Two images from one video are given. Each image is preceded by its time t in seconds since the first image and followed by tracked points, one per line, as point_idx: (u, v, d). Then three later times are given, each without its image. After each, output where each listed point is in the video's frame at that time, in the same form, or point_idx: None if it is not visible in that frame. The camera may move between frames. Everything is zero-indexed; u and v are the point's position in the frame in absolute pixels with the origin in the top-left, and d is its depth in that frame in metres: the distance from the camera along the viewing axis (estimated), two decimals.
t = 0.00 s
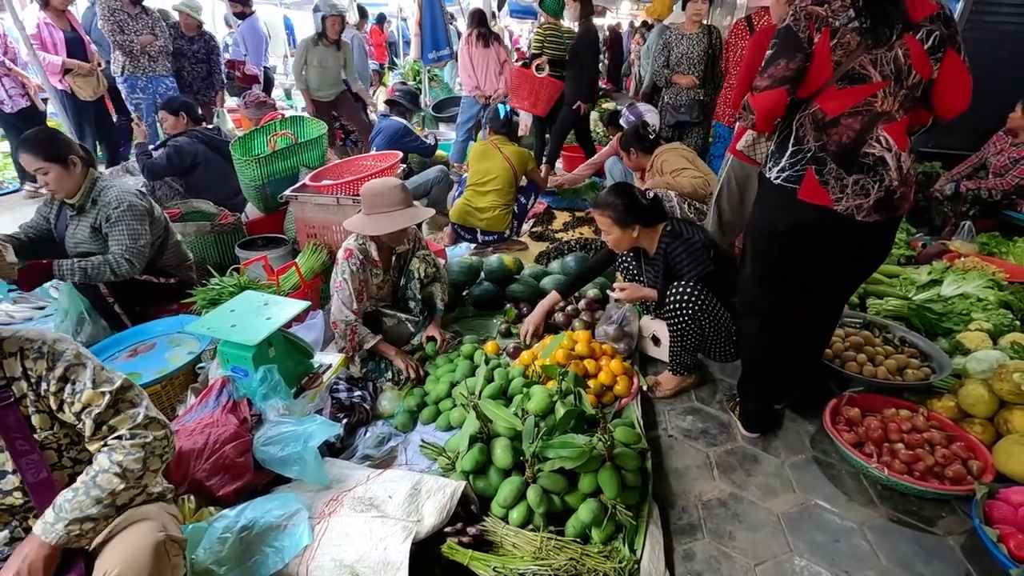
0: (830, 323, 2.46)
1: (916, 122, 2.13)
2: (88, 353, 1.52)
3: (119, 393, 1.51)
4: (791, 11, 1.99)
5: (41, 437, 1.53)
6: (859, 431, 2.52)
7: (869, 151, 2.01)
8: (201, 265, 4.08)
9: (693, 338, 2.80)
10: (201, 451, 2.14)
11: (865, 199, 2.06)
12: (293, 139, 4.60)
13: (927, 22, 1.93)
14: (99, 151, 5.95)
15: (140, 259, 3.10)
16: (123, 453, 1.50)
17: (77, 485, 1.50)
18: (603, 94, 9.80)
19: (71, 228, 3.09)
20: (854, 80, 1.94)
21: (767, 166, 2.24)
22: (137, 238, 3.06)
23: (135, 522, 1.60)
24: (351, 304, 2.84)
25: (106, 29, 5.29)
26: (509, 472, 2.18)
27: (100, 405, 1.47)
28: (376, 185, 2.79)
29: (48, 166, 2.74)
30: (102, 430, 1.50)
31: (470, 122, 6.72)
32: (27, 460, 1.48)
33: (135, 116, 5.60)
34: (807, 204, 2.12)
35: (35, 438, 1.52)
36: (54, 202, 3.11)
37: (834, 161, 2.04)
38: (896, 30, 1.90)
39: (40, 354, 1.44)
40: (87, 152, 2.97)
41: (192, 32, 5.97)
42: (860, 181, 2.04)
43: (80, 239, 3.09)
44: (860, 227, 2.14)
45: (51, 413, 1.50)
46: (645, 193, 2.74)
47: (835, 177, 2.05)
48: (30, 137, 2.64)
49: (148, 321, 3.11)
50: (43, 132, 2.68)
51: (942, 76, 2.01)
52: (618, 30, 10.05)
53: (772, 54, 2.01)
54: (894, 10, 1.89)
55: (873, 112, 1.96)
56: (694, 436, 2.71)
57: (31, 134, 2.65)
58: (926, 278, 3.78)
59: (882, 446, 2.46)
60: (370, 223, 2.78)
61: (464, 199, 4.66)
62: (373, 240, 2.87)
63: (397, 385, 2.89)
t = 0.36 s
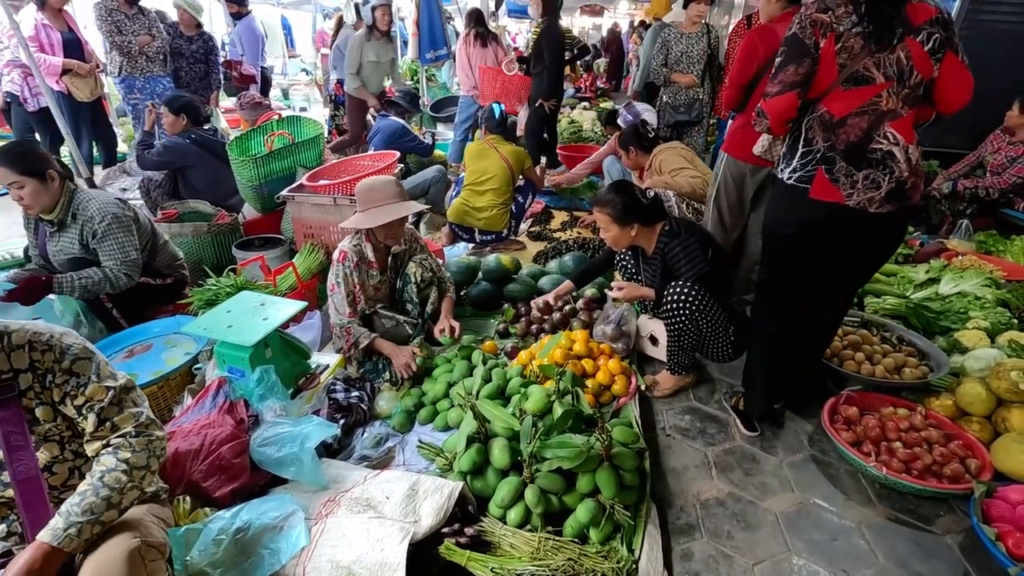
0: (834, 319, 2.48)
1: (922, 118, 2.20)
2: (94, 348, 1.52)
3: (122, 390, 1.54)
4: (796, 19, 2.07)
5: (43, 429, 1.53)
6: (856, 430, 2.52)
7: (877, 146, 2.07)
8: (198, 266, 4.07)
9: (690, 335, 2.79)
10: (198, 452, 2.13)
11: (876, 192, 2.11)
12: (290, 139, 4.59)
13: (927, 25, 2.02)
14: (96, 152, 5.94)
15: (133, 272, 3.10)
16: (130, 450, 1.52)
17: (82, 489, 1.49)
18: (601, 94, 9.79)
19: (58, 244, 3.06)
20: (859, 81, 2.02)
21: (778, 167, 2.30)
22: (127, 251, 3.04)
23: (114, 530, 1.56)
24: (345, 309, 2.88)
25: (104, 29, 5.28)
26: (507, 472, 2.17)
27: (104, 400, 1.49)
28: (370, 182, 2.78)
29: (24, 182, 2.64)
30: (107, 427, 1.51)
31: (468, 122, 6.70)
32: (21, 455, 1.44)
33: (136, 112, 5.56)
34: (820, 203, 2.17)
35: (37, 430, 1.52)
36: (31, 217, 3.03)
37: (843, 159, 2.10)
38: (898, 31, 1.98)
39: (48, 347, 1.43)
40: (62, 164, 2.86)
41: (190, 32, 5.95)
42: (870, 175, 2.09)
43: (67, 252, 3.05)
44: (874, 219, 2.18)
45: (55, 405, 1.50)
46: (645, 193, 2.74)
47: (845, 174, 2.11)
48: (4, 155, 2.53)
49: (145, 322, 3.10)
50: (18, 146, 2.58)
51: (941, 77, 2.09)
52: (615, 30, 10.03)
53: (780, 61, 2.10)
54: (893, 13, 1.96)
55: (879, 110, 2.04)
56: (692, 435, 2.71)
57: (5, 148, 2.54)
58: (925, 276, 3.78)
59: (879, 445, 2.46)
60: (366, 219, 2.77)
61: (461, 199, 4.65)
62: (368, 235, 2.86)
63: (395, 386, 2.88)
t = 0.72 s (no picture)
0: (834, 319, 2.54)
1: (937, 114, 2.30)
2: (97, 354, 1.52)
3: (124, 399, 1.54)
4: (800, 31, 2.18)
5: (46, 436, 1.53)
6: (862, 434, 2.51)
7: (877, 149, 2.15)
8: (201, 269, 4.06)
9: (691, 340, 2.78)
10: (202, 455, 2.13)
11: (875, 192, 2.20)
12: (294, 141, 4.60)
13: (926, 31, 2.09)
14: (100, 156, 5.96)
15: (143, 281, 3.11)
16: (131, 459, 1.52)
17: (83, 500, 1.49)
18: (602, 96, 9.81)
19: (63, 253, 3.06)
20: (862, 86, 2.10)
21: (784, 170, 2.45)
22: (135, 258, 3.04)
23: (119, 537, 1.55)
24: (359, 315, 2.83)
25: (107, 32, 5.30)
26: (512, 476, 2.16)
27: (104, 407, 1.49)
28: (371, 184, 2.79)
29: (27, 192, 2.62)
30: (108, 434, 1.52)
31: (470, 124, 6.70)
32: (24, 464, 1.42)
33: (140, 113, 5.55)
34: (822, 204, 2.32)
35: (40, 436, 1.52)
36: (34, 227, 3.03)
37: (843, 163, 2.21)
38: (899, 40, 2.05)
39: (52, 354, 1.43)
40: (62, 172, 2.84)
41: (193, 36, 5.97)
42: (870, 177, 2.18)
43: (72, 262, 3.05)
44: (874, 218, 2.27)
45: (59, 412, 1.50)
46: (661, 191, 2.72)
47: (846, 177, 2.22)
48: (4, 166, 2.50)
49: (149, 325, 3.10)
50: (18, 156, 2.55)
51: (944, 78, 2.17)
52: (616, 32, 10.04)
53: (787, 69, 2.20)
54: (896, 21, 2.02)
55: (881, 114, 2.12)
56: (696, 439, 2.70)
57: (4, 158, 2.51)
58: (929, 279, 3.77)
59: (885, 449, 2.44)
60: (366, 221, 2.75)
61: (464, 202, 4.66)
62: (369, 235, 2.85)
63: (399, 389, 2.87)
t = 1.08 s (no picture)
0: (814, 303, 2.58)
1: (914, 96, 2.35)
2: (90, 354, 1.49)
3: (120, 395, 1.52)
4: (771, 31, 2.20)
5: (42, 439, 1.53)
6: (860, 431, 2.51)
7: (844, 133, 2.21)
8: (197, 270, 4.04)
9: (688, 343, 2.78)
10: (199, 457, 2.11)
11: (841, 172, 2.25)
12: (289, 141, 4.59)
13: (887, 21, 2.15)
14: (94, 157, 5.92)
15: (130, 284, 3.07)
16: (118, 456, 1.52)
17: (71, 484, 1.53)
18: (598, 95, 9.83)
19: (57, 253, 3.04)
20: (828, 77, 2.16)
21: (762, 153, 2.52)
22: (124, 261, 3.01)
23: (118, 524, 1.62)
24: (366, 313, 2.73)
25: (101, 32, 5.27)
26: (510, 475, 2.16)
27: (99, 407, 1.48)
28: (373, 193, 2.74)
29: (24, 196, 2.60)
30: (102, 431, 1.51)
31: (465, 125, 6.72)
32: (28, 463, 1.47)
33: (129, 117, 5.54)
34: (792, 183, 2.39)
35: (36, 440, 1.52)
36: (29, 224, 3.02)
37: (813, 146, 2.28)
38: (860, 40, 2.12)
39: (43, 355, 1.41)
40: (59, 172, 2.82)
41: (186, 36, 5.94)
42: (836, 159, 2.24)
43: (64, 260, 3.04)
44: (843, 199, 2.31)
45: (54, 414, 1.49)
46: (661, 183, 2.69)
47: (815, 159, 2.28)
48: None
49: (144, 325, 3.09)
50: (14, 159, 2.52)
51: (909, 60, 2.24)
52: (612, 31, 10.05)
53: (757, 67, 2.24)
54: (857, 20, 2.10)
55: (848, 101, 2.18)
56: (695, 437, 2.70)
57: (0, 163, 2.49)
58: (925, 276, 3.79)
59: (882, 446, 2.45)
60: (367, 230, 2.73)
61: (461, 201, 4.64)
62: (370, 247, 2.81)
63: (397, 390, 2.87)
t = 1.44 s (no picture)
0: (796, 292, 2.64)
1: (882, 89, 2.36)
2: (75, 356, 1.49)
3: (99, 403, 1.52)
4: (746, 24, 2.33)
5: (31, 439, 1.51)
6: (855, 428, 2.52)
7: (814, 120, 2.30)
8: (191, 270, 4.03)
9: (673, 348, 2.81)
10: (194, 457, 2.10)
11: (811, 156, 2.34)
12: (284, 141, 4.58)
13: (855, 16, 2.20)
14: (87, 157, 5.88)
15: (128, 287, 3.06)
16: (96, 474, 1.54)
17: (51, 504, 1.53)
18: (594, 95, 9.86)
19: (50, 256, 3.02)
20: (796, 68, 2.26)
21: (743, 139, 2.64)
22: (120, 263, 3.00)
23: (118, 523, 1.64)
24: (365, 316, 2.72)
25: (91, 31, 5.24)
26: (507, 474, 2.16)
27: (78, 414, 1.50)
28: (385, 203, 2.70)
29: (15, 200, 2.60)
30: (79, 441, 1.54)
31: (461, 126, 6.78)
32: (19, 462, 1.45)
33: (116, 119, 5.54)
34: (768, 167, 2.50)
35: (26, 440, 1.51)
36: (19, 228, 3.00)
37: (785, 132, 2.37)
38: (826, 40, 2.20)
39: (29, 356, 1.40)
40: (48, 175, 2.80)
41: (175, 37, 5.91)
42: (807, 144, 2.34)
43: (59, 265, 3.02)
44: (813, 183, 2.39)
45: (40, 415, 1.49)
46: (664, 180, 2.69)
47: (789, 144, 2.38)
48: None
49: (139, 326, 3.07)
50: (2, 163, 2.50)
51: (875, 56, 2.26)
52: (607, 31, 10.07)
53: (732, 57, 2.37)
54: (822, 21, 2.18)
55: (817, 90, 2.26)
56: (691, 435, 2.70)
57: None
58: (919, 274, 3.81)
59: (877, 443, 2.45)
60: (371, 242, 2.69)
61: (457, 200, 4.62)
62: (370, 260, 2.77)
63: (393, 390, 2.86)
